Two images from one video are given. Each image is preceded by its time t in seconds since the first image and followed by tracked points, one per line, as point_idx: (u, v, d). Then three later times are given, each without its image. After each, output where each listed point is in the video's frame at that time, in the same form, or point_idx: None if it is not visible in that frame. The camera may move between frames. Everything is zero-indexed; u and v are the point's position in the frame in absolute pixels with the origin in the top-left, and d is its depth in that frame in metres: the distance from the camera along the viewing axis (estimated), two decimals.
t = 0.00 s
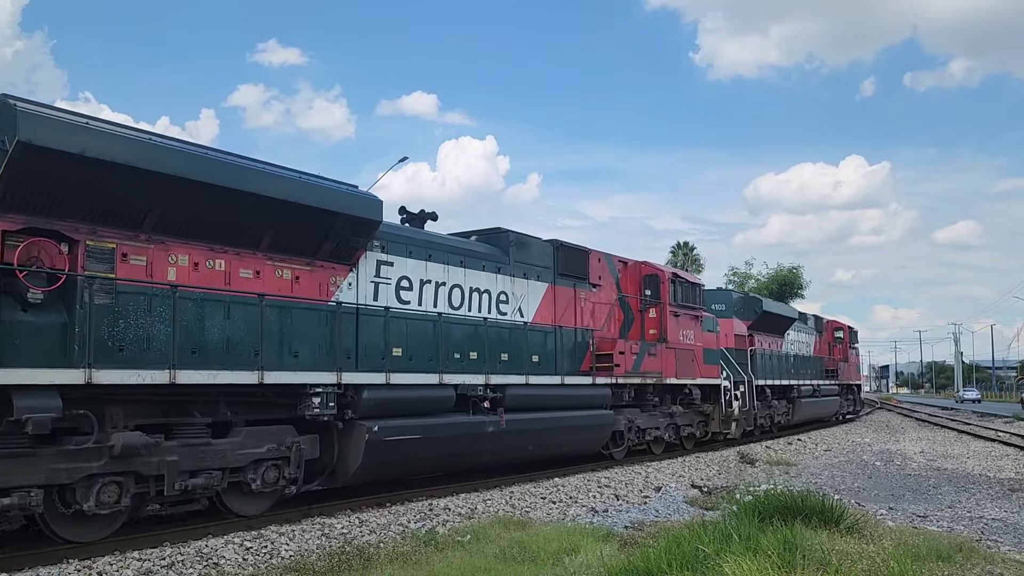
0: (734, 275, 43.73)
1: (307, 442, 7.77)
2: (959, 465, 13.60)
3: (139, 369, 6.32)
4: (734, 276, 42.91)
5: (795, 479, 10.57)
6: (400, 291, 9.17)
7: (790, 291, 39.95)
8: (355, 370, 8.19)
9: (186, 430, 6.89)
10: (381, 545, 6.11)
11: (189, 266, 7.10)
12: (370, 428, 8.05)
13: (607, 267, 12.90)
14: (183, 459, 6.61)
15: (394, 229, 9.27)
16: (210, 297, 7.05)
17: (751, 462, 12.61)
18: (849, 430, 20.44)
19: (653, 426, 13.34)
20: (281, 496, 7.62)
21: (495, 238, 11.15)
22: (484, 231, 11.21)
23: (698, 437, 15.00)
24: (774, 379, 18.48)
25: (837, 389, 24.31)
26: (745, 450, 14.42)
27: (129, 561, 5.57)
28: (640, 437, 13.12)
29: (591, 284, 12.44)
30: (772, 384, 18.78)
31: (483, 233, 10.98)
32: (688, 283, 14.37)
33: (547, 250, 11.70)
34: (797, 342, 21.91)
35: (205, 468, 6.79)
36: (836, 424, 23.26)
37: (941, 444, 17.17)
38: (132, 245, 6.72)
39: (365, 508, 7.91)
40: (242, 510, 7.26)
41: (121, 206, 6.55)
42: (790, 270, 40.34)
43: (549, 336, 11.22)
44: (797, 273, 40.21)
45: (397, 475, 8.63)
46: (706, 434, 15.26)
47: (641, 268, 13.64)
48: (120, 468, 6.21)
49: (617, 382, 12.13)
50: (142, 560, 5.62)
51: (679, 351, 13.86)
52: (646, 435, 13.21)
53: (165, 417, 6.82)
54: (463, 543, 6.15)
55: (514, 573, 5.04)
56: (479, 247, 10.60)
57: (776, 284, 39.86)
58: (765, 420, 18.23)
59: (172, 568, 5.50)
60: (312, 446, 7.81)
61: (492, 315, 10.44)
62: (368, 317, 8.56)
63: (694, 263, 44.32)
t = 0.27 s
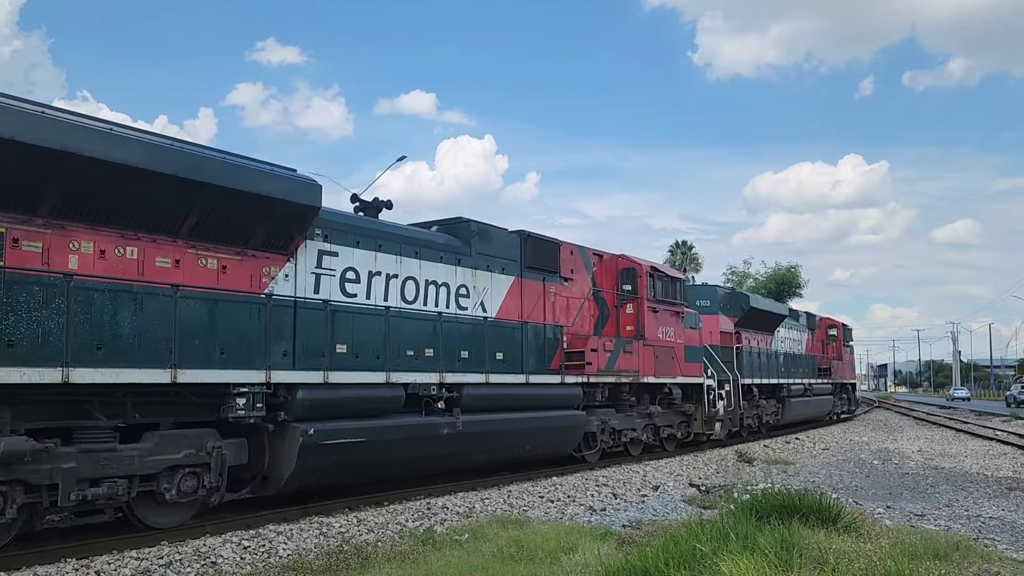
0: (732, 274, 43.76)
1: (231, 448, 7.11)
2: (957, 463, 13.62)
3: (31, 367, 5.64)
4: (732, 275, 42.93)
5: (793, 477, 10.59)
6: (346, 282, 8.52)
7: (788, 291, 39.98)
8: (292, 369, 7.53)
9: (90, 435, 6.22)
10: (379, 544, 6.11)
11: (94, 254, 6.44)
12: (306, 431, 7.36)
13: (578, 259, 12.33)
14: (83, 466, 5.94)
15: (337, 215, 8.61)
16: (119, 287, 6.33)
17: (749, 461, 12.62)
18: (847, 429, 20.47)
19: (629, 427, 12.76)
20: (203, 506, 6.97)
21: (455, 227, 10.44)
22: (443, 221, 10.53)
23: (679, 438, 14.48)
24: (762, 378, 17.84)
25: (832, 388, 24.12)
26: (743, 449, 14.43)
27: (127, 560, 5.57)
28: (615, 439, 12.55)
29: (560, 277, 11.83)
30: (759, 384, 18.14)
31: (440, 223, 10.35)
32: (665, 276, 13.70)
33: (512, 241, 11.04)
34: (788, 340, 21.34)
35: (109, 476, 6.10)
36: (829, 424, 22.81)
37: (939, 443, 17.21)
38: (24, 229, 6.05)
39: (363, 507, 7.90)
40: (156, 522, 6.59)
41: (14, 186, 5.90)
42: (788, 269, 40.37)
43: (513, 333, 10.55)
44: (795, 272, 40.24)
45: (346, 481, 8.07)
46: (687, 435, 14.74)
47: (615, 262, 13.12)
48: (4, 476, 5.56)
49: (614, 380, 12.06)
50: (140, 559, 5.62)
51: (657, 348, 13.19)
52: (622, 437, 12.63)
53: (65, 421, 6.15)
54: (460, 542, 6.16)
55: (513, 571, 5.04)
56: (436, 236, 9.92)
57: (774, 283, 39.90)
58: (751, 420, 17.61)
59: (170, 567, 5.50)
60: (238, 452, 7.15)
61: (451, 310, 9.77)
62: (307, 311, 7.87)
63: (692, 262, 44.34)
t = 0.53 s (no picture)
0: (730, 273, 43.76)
1: (142, 453, 6.35)
2: (954, 462, 13.63)
3: None
4: (731, 273, 42.93)
5: (791, 476, 10.60)
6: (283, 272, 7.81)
7: (788, 289, 39.95)
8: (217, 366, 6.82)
9: None
10: (378, 542, 6.11)
11: (27, 245, 5.95)
12: (229, 434, 6.62)
13: (549, 250, 11.51)
14: None
15: (273, 199, 7.89)
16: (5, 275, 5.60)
17: (747, 459, 12.63)
18: (845, 427, 20.49)
19: (603, 428, 12.05)
20: (113, 515, 6.28)
21: (411, 215, 9.74)
22: (399, 207, 9.79)
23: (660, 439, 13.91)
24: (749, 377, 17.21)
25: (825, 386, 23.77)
26: (741, 447, 14.44)
27: (125, 558, 5.57)
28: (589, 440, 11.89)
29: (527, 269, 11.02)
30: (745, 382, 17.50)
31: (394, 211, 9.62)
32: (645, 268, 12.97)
33: (475, 230, 10.30)
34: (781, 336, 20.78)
35: None
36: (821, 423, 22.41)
37: (937, 442, 17.23)
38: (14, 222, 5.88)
39: (362, 505, 7.92)
40: None
41: None
42: (787, 268, 40.38)
43: (474, 327, 9.88)
44: (793, 270, 40.25)
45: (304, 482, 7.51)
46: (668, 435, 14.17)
47: (590, 253, 12.31)
48: None
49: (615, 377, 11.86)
50: (138, 558, 5.62)
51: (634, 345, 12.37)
52: (595, 439, 11.93)
53: None
54: (459, 540, 6.16)
55: (512, 570, 5.04)
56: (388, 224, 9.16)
57: (772, 281, 39.91)
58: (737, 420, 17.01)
59: (169, 565, 5.50)
60: (149, 457, 6.38)
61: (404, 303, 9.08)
62: (237, 303, 7.16)
63: (691, 260, 44.33)
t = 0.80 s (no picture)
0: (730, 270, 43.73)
1: (33, 458, 5.78)
2: (953, 458, 13.65)
3: None
4: (730, 271, 42.92)
5: (790, 473, 10.61)
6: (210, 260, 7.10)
7: (787, 286, 39.97)
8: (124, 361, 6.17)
9: None
10: (377, 540, 6.12)
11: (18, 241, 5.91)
12: (135, 436, 5.92)
13: (515, 240, 10.87)
14: None
15: (198, 180, 7.22)
16: None
17: (747, 456, 12.62)
18: (845, 424, 20.50)
19: (575, 428, 11.35)
20: None
21: (362, 200, 9.01)
22: (349, 193, 9.04)
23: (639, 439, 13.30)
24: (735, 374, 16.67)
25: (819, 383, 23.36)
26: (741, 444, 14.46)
27: (124, 555, 5.58)
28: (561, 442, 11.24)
29: (492, 260, 10.31)
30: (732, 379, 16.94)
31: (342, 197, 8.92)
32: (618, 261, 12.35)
33: (432, 217, 9.57)
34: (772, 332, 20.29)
35: None
36: (815, 421, 21.94)
37: (936, 438, 17.24)
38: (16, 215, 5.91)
39: (362, 502, 7.92)
40: None
41: None
42: (786, 265, 40.37)
43: (430, 320, 9.15)
44: (793, 268, 40.24)
45: (245, 488, 6.93)
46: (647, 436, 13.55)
47: (560, 244, 11.75)
48: None
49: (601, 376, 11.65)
50: (138, 555, 5.62)
51: (607, 339, 11.86)
52: (567, 439, 11.25)
53: None
54: (458, 537, 6.17)
55: (511, 566, 5.05)
56: (335, 210, 8.46)
57: (772, 279, 39.92)
58: (723, 420, 16.46)
59: (168, 562, 5.50)
60: (41, 463, 5.83)
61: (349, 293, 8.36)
62: (149, 292, 6.51)
63: (691, 257, 44.33)
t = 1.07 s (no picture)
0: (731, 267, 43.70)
1: None
2: (954, 455, 13.66)
3: None
4: (731, 267, 42.88)
5: (790, 469, 10.62)
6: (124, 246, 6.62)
7: (787, 282, 39.97)
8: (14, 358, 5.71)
9: None
10: (377, 536, 6.13)
11: None
12: (24, 439, 5.51)
13: (479, 229, 10.46)
14: None
15: (109, 159, 6.74)
16: None
17: (747, 453, 12.61)
18: (845, 421, 20.50)
19: (542, 428, 10.85)
20: None
21: (304, 184, 8.58)
22: (293, 176, 8.64)
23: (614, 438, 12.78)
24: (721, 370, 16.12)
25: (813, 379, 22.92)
26: (741, 441, 14.47)
27: (125, 551, 5.59)
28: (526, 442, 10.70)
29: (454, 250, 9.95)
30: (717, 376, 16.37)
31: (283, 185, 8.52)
32: (586, 250, 11.75)
33: (383, 203, 9.13)
34: (762, 327, 19.77)
35: None
36: (809, 419, 21.47)
37: (936, 435, 17.24)
38: None
39: (362, 499, 7.92)
40: None
41: None
42: (787, 261, 40.34)
43: (377, 312, 8.71)
44: (793, 264, 40.21)
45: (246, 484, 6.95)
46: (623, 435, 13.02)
47: (530, 233, 11.32)
48: None
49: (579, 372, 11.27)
50: (138, 551, 5.64)
51: (579, 333, 11.41)
52: (535, 439, 10.76)
53: None
54: (459, 533, 6.18)
55: (511, 562, 5.07)
56: (271, 193, 7.99)
57: (772, 275, 39.91)
58: (708, 418, 15.89)
59: (168, 559, 5.51)
60: None
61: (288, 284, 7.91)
62: (46, 278, 6.08)
63: (692, 254, 44.32)
